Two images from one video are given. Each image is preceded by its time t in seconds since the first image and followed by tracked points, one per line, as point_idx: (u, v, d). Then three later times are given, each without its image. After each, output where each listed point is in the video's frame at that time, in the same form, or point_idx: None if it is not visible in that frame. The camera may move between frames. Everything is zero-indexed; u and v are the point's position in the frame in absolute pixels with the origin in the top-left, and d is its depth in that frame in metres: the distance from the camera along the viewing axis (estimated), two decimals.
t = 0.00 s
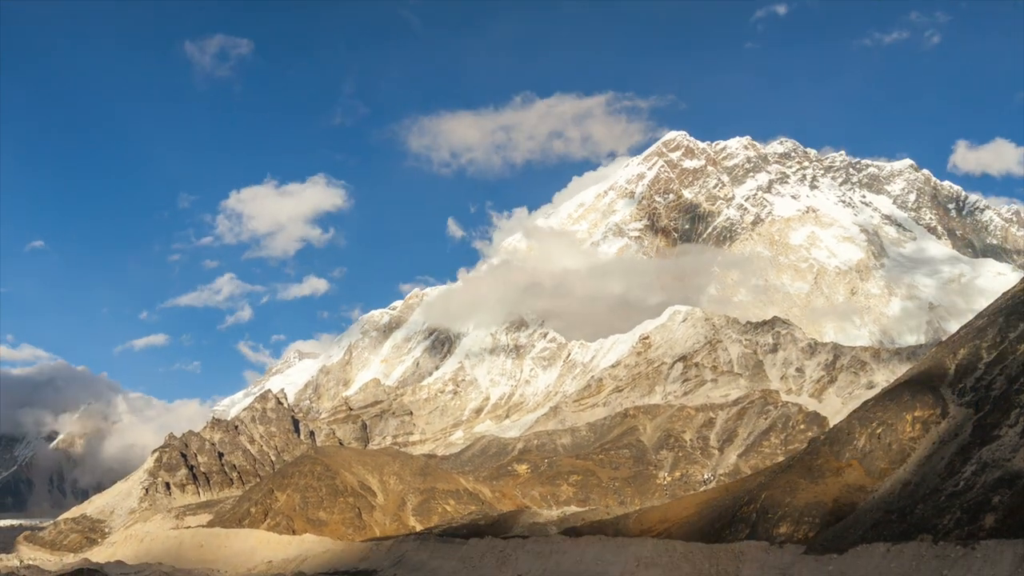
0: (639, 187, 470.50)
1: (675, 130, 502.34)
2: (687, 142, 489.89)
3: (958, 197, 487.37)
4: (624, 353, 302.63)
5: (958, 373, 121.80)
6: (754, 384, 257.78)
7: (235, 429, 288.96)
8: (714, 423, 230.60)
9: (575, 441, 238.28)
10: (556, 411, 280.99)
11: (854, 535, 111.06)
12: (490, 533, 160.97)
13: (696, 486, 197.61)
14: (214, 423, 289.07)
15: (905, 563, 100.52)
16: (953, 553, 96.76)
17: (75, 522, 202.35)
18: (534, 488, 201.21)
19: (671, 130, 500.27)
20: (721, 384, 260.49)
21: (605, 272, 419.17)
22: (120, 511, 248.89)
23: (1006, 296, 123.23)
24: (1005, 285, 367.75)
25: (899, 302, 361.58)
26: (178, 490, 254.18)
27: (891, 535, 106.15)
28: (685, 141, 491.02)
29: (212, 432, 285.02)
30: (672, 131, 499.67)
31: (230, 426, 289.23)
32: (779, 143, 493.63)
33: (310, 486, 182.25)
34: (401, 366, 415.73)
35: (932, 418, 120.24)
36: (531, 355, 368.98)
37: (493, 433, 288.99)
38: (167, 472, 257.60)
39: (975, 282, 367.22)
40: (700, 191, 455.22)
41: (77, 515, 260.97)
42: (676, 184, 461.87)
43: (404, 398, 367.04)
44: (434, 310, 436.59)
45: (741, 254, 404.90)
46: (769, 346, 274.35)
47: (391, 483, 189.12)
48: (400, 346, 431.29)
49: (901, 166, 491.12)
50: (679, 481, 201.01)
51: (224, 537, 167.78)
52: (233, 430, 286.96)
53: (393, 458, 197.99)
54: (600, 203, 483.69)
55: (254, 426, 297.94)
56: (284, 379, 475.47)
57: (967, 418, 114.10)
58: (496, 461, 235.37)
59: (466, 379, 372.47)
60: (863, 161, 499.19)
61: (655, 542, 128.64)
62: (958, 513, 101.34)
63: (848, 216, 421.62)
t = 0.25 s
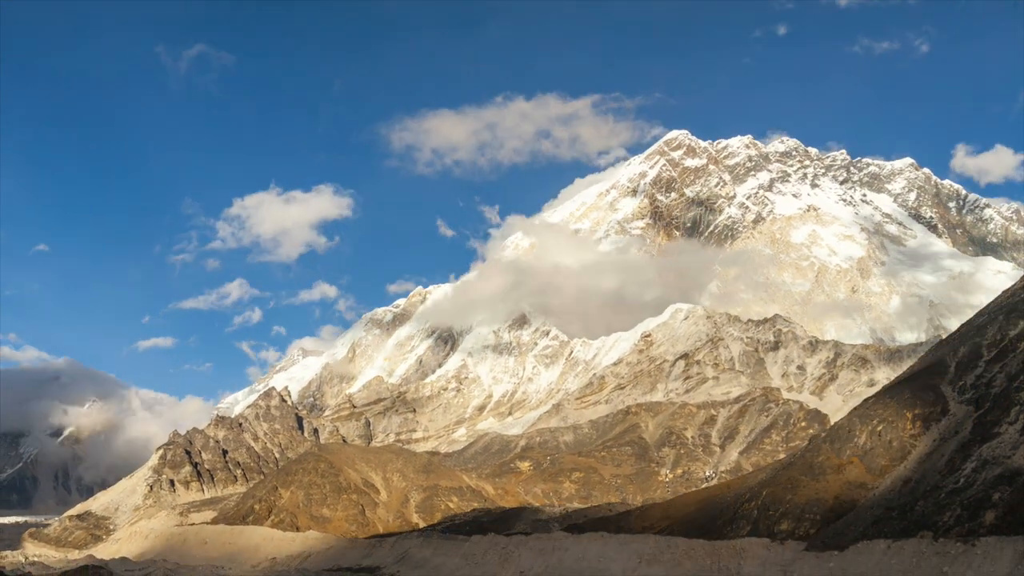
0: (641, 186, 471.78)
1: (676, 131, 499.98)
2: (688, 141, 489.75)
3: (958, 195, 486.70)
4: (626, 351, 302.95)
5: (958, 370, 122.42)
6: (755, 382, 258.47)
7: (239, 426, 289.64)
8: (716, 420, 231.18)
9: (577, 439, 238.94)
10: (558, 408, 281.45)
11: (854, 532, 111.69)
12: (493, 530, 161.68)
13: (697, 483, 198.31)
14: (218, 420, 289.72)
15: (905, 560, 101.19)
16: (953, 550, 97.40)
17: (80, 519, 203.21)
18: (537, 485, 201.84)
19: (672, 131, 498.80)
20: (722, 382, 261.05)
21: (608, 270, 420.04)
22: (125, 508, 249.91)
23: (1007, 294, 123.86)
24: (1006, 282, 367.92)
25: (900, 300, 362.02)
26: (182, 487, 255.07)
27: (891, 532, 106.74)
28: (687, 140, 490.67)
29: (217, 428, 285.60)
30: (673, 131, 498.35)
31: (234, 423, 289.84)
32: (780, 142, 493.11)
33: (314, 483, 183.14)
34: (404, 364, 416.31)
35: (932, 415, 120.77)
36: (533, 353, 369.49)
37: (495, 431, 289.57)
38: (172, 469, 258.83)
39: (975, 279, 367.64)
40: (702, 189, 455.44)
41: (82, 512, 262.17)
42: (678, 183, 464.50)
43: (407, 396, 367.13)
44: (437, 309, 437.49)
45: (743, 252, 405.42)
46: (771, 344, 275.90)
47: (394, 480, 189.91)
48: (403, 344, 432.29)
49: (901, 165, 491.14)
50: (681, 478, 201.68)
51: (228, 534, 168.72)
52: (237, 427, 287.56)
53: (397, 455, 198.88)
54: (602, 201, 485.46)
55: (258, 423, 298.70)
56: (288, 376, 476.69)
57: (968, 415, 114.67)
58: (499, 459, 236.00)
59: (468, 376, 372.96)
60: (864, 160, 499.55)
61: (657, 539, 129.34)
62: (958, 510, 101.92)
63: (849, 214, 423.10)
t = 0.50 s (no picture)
0: (643, 184, 473.02)
1: (678, 130, 501.84)
2: (691, 140, 490.81)
3: (959, 193, 486.64)
4: (628, 348, 303.65)
5: (959, 367, 123.27)
6: (756, 379, 260.27)
7: (244, 423, 290.77)
8: (718, 417, 232.10)
9: (580, 435, 239.79)
10: (561, 405, 282.20)
11: (855, 528, 112.48)
12: (496, 526, 162.64)
13: (699, 479, 199.59)
14: (223, 416, 290.82)
15: (906, 555, 101.99)
16: (954, 546, 98.17)
17: (86, 515, 204.22)
18: (540, 482, 202.73)
19: (674, 129, 500.96)
20: (725, 378, 262.07)
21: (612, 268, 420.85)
22: (130, 504, 251.39)
23: (1008, 292, 124.72)
24: (1007, 280, 368.28)
25: (901, 297, 362.33)
26: (187, 484, 256.31)
27: (892, 528, 107.48)
28: (689, 139, 491.65)
29: (222, 425, 286.70)
30: (675, 130, 500.02)
31: (240, 420, 290.87)
32: (783, 141, 492.62)
33: (319, 479, 184.10)
34: (408, 361, 417.34)
35: (933, 412, 121.51)
36: (536, 350, 370.40)
37: (498, 428, 290.46)
38: (177, 466, 260.38)
39: (976, 277, 368.36)
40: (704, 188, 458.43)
41: (88, 508, 263.69)
42: (680, 181, 466.01)
43: (411, 393, 367.33)
44: (440, 307, 438.53)
45: (744, 250, 406.03)
46: (772, 341, 279.67)
47: (397, 477, 190.93)
48: (407, 341, 433.62)
49: (902, 163, 491.59)
50: (683, 475, 202.88)
51: (233, 530, 169.78)
52: (243, 424, 288.68)
53: (400, 452, 199.93)
54: (604, 199, 485.17)
55: (263, 420, 299.87)
56: (292, 373, 478.10)
57: (968, 412, 115.42)
58: (502, 455, 237.01)
59: (472, 373, 373.94)
60: (864, 159, 500.50)
61: (660, 536, 130.22)
62: (959, 506, 102.68)
63: (850, 212, 425.50)
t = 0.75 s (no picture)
0: (645, 182, 474.11)
1: (680, 127, 503.53)
2: (693, 139, 491.50)
3: (959, 191, 486.40)
4: (631, 345, 304.28)
5: (959, 364, 124.16)
6: (758, 376, 261.23)
7: (249, 420, 291.90)
8: (720, 414, 232.99)
9: (583, 432, 240.68)
10: (564, 402, 282.81)
11: (856, 524, 113.30)
12: (500, 522, 163.50)
13: (701, 476, 200.41)
14: (228, 414, 291.91)
15: (906, 551, 102.83)
16: (954, 542, 98.96)
17: (92, 511, 205.42)
18: (543, 478, 203.57)
19: (676, 127, 502.18)
20: (727, 375, 263.07)
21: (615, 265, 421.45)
22: (136, 500, 252.76)
23: (1008, 290, 125.60)
24: (1007, 277, 368.67)
25: (902, 295, 362.61)
26: (193, 480, 257.51)
27: (893, 524, 108.31)
28: (691, 138, 492.54)
29: (227, 423, 287.77)
30: (677, 128, 501.16)
31: (245, 417, 291.76)
32: (783, 139, 494.34)
33: (323, 476, 185.25)
34: (412, 358, 418.21)
35: (934, 409, 122.27)
36: (539, 347, 371.22)
37: (501, 424, 291.26)
38: (182, 462, 261.54)
39: (976, 275, 369.03)
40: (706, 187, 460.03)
41: (94, 504, 264.97)
42: (682, 180, 466.72)
43: (416, 391, 367.80)
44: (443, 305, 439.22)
45: (746, 248, 406.48)
46: (774, 339, 280.55)
47: (401, 474, 191.99)
48: (411, 339, 434.92)
49: (903, 162, 491.58)
50: (685, 471, 203.75)
51: (238, 527, 171.06)
52: (248, 421, 289.67)
53: (404, 449, 201.12)
54: (607, 198, 485.92)
55: (267, 417, 300.87)
56: (297, 371, 479.47)
57: (968, 409, 116.20)
58: (505, 452, 237.90)
59: (475, 370, 374.86)
60: (865, 157, 500.91)
61: (662, 532, 131.36)
62: (959, 502, 103.48)
63: (850, 210, 425.52)
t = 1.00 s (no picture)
0: (648, 181, 475.56)
1: (682, 126, 503.77)
2: (694, 137, 491.55)
3: (959, 189, 486.52)
4: (633, 343, 304.80)
5: (960, 361, 124.93)
6: (760, 373, 261.86)
7: (254, 417, 293.11)
8: (721, 411, 233.77)
9: (586, 429, 241.44)
10: (567, 399, 283.50)
11: (857, 520, 114.06)
12: (503, 518, 164.29)
13: (704, 472, 201.18)
14: (233, 411, 293.08)
15: (907, 547, 103.54)
16: (955, 538, 99.66)
17: (98, 507, 206.66)
18: (546, 475, 204.22)
19: (679, 126, 502.46)
20: (728, 373, 263.94)
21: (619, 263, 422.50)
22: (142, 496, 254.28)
23: (1008, 287, 126.33)
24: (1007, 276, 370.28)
25: (903, 292, 363.03)
26: (198, 477, 259.08)
27: (895, 520, 109.01)
28: (693, 137, 492.62)
29: (232, 420, 288.95)
30: (679, 126, 501.53)
31: (249, 414, 292.82)
32: (785, 137, 494.96)
33: (328, 472, 186.41)
34: (415, 355, 419.04)
35: (934, 405, 122.84)
36: (543, 344, 372.07)
37: (505, 421, 292.08)
38: (188, 459, 263.01)
39: (975, 275, 370.80)
40: (708, 185, 462.79)
41: (100, 500, 266.44)
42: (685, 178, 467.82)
43: (419, 387, 368.67)
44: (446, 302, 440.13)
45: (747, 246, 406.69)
46: (775, 335, 281.40)
47: (405, 470, 193.03)
48: (415, 336, 436.40)
49: (904, 160, 491.26)
50: (687, 467, 204.49)
51: (243, 523, 172.31)
52: (252, 418, 290.86)
53: (408, 446, 202.26)
54: (609, 196, 487.97)
55: (272, 414, 301.89)
56: (301, 368, 481.16)
57: (969, 405, 116.83)
58: (508, 448, 238.75)
59: (479, 368, 376.01)
60: (866, 156, 500.92)
61: (664, 528, 132.30)
62: (959, 498, 104.20)
63: (851, 207, 425.73)
